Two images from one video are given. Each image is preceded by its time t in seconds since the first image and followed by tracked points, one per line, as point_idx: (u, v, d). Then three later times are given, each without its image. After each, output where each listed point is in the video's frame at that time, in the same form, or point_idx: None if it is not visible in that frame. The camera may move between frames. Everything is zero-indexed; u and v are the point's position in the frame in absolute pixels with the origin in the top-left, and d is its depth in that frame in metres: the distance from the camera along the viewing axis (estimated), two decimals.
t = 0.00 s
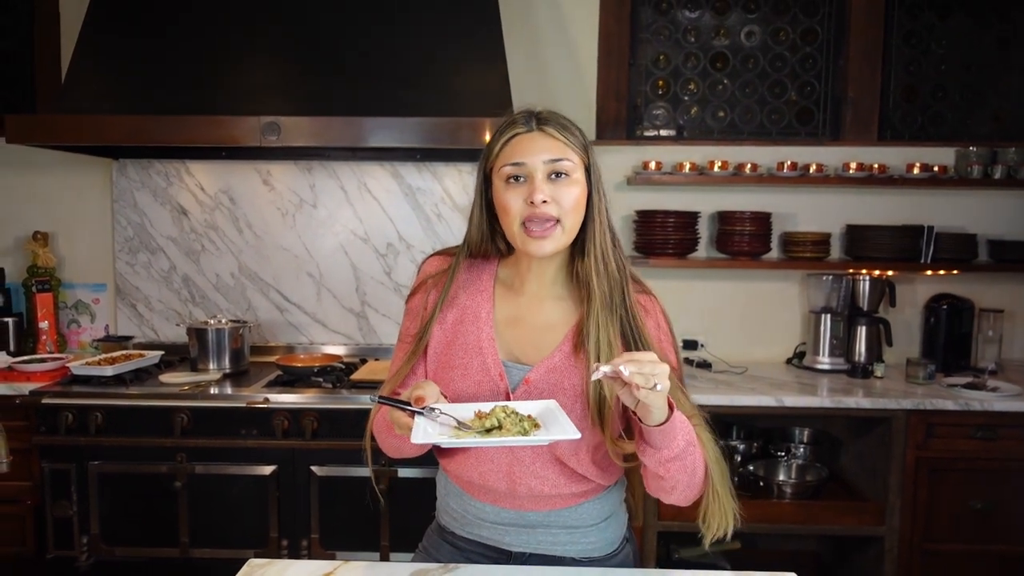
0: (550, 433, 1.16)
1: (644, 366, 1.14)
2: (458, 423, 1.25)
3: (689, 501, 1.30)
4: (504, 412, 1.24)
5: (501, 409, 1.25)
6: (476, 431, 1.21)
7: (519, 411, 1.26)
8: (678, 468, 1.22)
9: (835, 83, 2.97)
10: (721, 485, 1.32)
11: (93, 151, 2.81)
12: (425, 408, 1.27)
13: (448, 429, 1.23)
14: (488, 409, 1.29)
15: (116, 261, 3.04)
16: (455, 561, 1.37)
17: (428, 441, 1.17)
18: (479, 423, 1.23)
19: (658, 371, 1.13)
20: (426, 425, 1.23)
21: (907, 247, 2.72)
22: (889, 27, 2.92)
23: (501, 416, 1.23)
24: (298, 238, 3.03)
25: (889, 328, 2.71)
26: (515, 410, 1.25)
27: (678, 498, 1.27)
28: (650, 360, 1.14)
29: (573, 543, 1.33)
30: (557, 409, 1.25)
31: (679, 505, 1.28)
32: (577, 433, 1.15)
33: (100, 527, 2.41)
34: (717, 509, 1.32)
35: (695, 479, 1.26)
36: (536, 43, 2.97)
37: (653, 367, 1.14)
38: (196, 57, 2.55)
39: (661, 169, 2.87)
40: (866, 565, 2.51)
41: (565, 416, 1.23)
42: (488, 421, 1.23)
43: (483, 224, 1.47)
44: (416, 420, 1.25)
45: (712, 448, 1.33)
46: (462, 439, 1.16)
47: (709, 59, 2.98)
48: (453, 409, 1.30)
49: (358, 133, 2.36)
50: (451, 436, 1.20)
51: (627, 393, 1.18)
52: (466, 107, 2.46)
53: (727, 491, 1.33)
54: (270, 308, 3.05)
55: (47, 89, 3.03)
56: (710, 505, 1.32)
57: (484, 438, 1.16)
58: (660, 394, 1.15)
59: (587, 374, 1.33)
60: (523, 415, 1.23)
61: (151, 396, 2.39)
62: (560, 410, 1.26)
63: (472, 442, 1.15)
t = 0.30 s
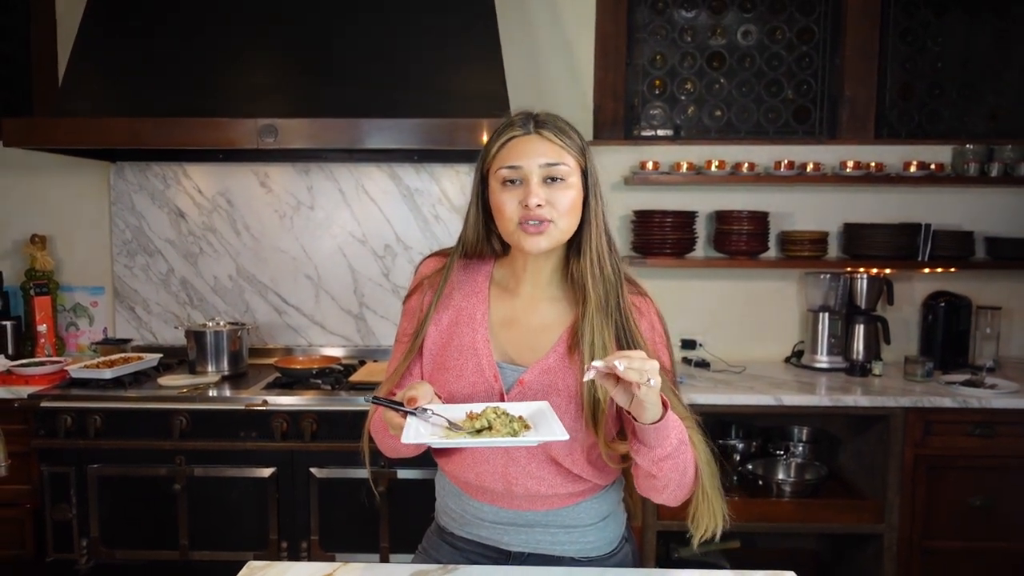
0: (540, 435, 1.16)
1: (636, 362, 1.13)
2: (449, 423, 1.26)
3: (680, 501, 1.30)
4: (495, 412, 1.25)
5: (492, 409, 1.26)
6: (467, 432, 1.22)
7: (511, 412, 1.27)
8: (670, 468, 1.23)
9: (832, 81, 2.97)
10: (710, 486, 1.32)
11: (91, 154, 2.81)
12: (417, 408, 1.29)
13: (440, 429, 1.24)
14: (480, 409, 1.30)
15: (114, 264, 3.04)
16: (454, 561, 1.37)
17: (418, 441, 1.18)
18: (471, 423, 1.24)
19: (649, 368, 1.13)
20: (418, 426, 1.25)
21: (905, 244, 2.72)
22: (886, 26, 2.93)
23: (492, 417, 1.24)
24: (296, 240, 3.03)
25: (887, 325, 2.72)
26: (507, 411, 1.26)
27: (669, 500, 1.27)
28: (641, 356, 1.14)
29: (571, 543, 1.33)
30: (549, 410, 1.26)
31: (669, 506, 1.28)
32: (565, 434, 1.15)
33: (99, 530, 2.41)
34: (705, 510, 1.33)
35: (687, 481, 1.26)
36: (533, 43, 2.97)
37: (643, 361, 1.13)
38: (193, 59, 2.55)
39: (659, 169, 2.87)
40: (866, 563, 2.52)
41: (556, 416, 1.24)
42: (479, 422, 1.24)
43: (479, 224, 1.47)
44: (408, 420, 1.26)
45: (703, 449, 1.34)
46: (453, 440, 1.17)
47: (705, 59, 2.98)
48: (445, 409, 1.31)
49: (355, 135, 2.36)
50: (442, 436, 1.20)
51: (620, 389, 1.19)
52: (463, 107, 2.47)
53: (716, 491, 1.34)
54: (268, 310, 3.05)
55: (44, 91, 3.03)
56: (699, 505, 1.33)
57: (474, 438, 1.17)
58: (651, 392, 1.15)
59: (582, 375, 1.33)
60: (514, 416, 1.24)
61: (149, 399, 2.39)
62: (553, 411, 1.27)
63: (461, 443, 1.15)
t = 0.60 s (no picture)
0: (537, 434, 1.16)
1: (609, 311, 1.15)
2: (447, 424, 1.26)
3: (680, 497, 1.30)
4: (493, 413, 1.25)
5: (489, 410, 1.26)
6: (465, 432, 1.22)
7: (508, 412, 1.27)
8: (660, 454, 1.22)
9: (830, 81, 2.97)
10: (711, 487, 1.30)
11: (90, 156, 2.81)
12: (415, 409, 1.29)
13: (438, 430, 1.24)
14: (477, 409, 1.30)
15: (113, 265, 3.04)
16: (454, 561, 1.37)
17: (416, 442, 1.18)
18: (468, 424, 1.24)
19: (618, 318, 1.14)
20: (415, 427, 1.25)
21: (903, 243, 2.72)
22: (884, 25, 2.93)
23: (489, 418, 1.24)
24: (295, 241, 3.03)
25: (886, 324, 2.72)
26: (503, 411, 1.26)
27: (663, 489, 1.27)
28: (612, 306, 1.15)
29: (570, 543, 1.33)
30: (546, 410, 1.26)
31: (666, 499, 1.28)
32: (563, 433, 1.15)
33: (99, 531, 2.40)
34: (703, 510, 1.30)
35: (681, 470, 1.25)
36: (531, 43, 2.97)
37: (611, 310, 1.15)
38: (192, 59, 2.55)
39: (658, 169, 2.88)
40: (866, 562, 2.52)
41: (553, 416, 1.24)
42: (476, 422, 1.24)
43: (476, 224, 1.47)
44: (406, 421, 1.27)
45: (705, 450, 1.31)
46: (451, 441, 1.17)
47: (704, 58, 2.98)
48: (443, 411, 1.31)
49: (354, 135, 2.36)
50: (440, 437, 1.21)
51: (596, 357, 1.19)
52: (462, 108, 2.47)
53: (718, 492, 1.32)
54: (267, 311, 3.05)
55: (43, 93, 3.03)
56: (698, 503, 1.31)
57: (471, 439, 1.17)
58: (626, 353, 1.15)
59: (579, 375, 1.33)
60: (511, 416, 1.24)
61: (149, 400, 2.38)
62: (550, 411, 1.27)
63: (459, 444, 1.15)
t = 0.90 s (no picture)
0: (533, 432, 1.16)
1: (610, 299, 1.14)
2: (444, 423, 1.26)
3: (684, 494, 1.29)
4: (489, 411, 1.25)
5: (486, 408, 1.26)
6: (461, 430, 1.22)
7: (505, 410, 1.27)
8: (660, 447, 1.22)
9: (830, 79, 2.97)
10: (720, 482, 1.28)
11: (89, 156, 2.81)
12: (412, 408, 1.29)
13: (434, 429, 1.24)
14: (474, 409, 1.30)
15: (113, 266, 3.04)
16: (454, 561, 1.37)
17: (412, 441, 1.19)
18: (465, 422, 1.24)
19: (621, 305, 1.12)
20: (412, 426, 1.26)
21: (902, 242, 2.72)
22: (883, 24, 2.93)
23: (486, 416, 1.24)
24: (295, 241, 3.03)
25: (886, 323, 2.72)
26: (500, 409, 1.26)
27: (665, 484, 1.26)
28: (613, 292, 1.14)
29: (570, 542, 1.33)
30: (543, 408, 1.26)
31: (669, 496, 1.28)
32: (559, 431, 1.15)
33: (99, 531, 2.41)
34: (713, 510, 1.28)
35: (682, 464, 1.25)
36: (530, 42, 2.97)
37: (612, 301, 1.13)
38: (191, 60, 2.55)
39: (657, 168, 2.88)
40: (866, 560, 2.52)
41: (550, 414, 1.24)
42: (473, 421, 1.24)
43: (474, 224, 1.47)
44: (403, 420, 1.27)
45: (706, 444, 1.30)
46: (447, 439, 1.17)
47: (703, 57, 2.98)
48: (440, 409, 1.31)
49: (354, 135, 2.36)
50: (436, 435, 1.21)
51: (596, 346, 1.17)
52: (461, 107, 2.47)
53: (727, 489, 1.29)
54: (267, 311, 3.05)
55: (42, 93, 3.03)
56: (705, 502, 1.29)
57: (467, 437, 1.17)
58: (626, 344, 1.14)
59: (578, 375, 1.33)
60: (508, 414, 1.24)
61: (148, 400, 2.39)
62: (548, 409, 1.27)
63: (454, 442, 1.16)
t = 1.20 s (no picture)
0: (525, 434, 1.17)
1: (664, 348, 1.18)
2: (438, 423, 1.27)
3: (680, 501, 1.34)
4: (483, 412, 1.26)
5: (480, 409, 1.27)
6: (455, 431, 1.23)
7: (501, 411, 1.27)
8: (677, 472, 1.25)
9: (830, 79, 2.97)
10: (712, 483, 1.35)
11: (90, 156, 2.81)
12: (407, 409, 1.31)
13: (429, 430, 1.25)
14: (469, 409, 1.31)
15: (114, 266, 3.05)
16: (454, 561, 1.37)
17: (406, 441, 1.20)
18: (459, 423, 1.25)
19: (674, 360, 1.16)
20: (407, 426, 1.27)
21: (902, 242, 2.72)
22: (883, 24, 2.93)
23: (479, 417, 1.24)
24: (295, 241, 3.03)
25: (886, 323, 2.72)
26: (495, 410, 1.26)
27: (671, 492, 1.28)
28: (671, 346, 1.18)
29: (570, 542, 1.34)
30: (539, 409, 1.26)
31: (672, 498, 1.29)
32: (551, 433, 1.16)
33: (100, 531, 2.41)
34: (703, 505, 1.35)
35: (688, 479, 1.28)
36: (530, 43, 2.97)
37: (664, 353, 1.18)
38: (192, 60, 2.56)
39: (657, 168, 2.88)
40: (866, 560, 2.52)
41: (545, 415, 1.24)
42: (467, 421, 1.25)
43: (473, 227, 1.47)
44: (398, 420, 1.29)
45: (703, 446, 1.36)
46: (441, 439, 1.19)
47: (703, 57, 2.98)
48: (436, 409, 1.33)
49: (354, 136, 2.36)
50: (430, 435, 1.22)
51: (637, 386, 1.20)
52: (461, 107, 2.47)
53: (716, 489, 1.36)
54: (268, 311, 3.06)
55: (43, 93, 3.03)
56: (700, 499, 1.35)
57: (459, 437, 1.18)
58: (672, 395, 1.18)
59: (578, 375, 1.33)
60: (502, 415, 1.24)
61: (149, 400, 2.39)
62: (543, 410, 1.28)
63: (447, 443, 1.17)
